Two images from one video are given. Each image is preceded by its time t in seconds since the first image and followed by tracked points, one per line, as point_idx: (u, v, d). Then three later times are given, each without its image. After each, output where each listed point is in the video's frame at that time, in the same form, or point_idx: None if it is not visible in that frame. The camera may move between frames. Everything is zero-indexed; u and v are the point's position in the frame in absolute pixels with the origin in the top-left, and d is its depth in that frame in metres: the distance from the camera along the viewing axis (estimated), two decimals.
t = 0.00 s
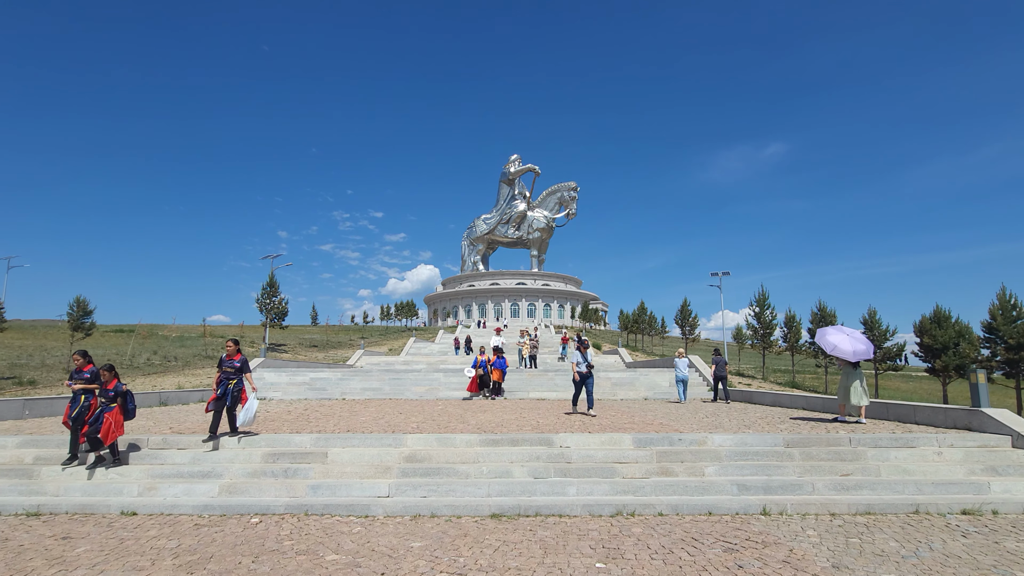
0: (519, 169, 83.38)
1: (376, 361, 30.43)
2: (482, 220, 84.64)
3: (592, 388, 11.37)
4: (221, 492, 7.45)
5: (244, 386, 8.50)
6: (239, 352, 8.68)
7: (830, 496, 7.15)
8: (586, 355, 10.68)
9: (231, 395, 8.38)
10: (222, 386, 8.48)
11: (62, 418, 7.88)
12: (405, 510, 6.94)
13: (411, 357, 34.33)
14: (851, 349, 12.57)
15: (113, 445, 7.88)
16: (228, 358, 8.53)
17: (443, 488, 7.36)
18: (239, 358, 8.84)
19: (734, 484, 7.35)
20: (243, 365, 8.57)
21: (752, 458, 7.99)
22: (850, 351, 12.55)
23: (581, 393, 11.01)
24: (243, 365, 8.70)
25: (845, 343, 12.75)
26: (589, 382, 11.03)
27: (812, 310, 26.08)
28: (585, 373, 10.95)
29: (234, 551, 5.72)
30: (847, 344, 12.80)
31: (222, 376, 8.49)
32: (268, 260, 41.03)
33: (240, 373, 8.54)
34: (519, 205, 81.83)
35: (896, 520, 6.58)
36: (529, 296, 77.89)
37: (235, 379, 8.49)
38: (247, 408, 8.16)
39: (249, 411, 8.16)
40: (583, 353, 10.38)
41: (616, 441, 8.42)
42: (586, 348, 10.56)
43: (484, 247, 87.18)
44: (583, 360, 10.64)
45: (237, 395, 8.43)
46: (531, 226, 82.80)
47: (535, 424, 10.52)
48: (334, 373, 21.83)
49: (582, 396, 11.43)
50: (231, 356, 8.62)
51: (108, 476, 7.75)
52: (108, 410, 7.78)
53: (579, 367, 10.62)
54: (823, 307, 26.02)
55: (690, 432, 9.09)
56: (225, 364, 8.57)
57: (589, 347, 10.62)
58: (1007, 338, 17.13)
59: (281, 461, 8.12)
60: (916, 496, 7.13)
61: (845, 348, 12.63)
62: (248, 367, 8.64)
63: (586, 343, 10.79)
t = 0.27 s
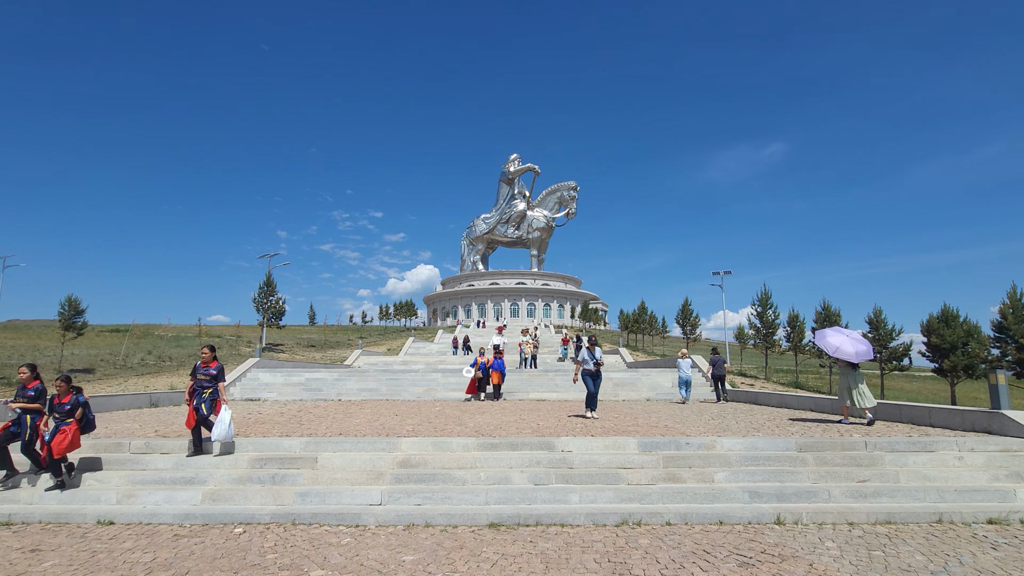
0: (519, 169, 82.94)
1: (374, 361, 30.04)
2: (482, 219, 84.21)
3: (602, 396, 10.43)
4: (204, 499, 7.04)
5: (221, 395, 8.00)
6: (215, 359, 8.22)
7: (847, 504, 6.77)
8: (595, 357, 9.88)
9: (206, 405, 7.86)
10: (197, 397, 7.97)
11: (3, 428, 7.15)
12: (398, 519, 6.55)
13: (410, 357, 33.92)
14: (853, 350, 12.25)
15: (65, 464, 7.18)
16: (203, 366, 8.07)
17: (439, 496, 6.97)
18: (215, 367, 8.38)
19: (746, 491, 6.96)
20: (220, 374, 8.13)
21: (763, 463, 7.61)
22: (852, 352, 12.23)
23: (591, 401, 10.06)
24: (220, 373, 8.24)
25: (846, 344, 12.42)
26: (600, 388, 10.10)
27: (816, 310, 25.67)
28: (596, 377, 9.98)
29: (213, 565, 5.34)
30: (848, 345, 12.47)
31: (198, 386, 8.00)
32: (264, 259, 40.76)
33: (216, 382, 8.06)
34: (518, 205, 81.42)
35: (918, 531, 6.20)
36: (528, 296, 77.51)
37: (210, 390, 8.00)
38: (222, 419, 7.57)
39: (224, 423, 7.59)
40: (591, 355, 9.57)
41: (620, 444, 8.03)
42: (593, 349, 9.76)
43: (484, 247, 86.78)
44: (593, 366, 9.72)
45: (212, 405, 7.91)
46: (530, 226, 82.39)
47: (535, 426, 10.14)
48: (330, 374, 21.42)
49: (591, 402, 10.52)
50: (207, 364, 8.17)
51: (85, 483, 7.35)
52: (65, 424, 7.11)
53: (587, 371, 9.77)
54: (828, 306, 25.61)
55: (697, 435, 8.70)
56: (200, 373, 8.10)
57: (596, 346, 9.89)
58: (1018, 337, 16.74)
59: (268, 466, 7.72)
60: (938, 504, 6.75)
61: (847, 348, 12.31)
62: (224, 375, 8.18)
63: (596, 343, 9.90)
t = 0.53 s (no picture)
0: (519, 168, 82.60)
1: (372, 360, 29.68)
2: (482, 218, 83.82)
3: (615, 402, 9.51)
4: (189, 503, 6.70)
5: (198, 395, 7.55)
6: (193, 357, 7.78)
7: (867, 508, 6.41)
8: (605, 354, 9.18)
9: (182, 407, 7.39)
10: (174, 398, 7.52)
11: None
12: (393, 524, 6.21)
13: (409, 356, 33.51)
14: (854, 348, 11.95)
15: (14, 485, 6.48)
16: (180, 365, 7.61)
17: (436, 499, 6.62)
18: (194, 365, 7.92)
19: (759, 494, 6.61)
20: (199, 373, 7.72)
21: (776, 465, 7.26)
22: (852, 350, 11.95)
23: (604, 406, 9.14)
24: (198, 372, 7.78)
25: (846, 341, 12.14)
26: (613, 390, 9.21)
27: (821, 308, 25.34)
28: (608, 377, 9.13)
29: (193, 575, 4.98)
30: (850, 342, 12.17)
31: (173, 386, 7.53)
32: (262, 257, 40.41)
33: (193, 382, 7.60)
34: (518, 204, 81.08)
35: (944, 536, 5.85)
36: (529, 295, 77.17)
37: (187, 390, 7.52)
38: (198, 422, 7.29)
39: (201, 426, 7.32)
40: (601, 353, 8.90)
41: (625, 445, 7.68)
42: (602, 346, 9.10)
43: (484, 246, 86.40)
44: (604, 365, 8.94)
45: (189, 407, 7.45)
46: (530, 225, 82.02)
47: (536, 426, 9.80)
48: (328, 373, 21.07)
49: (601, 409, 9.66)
50: (184, 363, 7.72)
51: (64, 487, 7.00)
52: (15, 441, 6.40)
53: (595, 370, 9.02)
54: (832, 304, 25.26)
55: (706, 435, 8.36)
56: (177, 373, 7.64)
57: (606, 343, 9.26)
58: None
59: (258, 468, 7.38)
60: (962, 508, 6.40)
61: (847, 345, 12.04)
62: (203, 374, 7.73)
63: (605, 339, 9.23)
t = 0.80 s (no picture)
0: (519, 168, 82.29)
1: (371, 360, 29.36)
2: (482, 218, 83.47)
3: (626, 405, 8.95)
4: (172, 512, 6.35)
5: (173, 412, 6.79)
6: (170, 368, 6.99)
7: (888, 518, 6.06)
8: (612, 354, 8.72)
9: (154, 424, 6.60)
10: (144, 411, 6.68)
11: None
12: (386, 536, 5.85)
13: (408, 356, 33.19)
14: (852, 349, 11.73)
15: None
16: (155, 377, 6.79)
17: (432, 509, 6.27)
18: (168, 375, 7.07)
19: (773, 503, 6.26)
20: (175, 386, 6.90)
21: (790, 472, 6.90)
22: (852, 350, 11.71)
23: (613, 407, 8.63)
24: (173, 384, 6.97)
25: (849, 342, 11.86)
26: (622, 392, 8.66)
27: (825, 308, 25.01)
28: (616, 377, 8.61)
29: None
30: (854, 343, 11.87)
31: (145, 399, 6.71)
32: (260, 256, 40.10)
33: (169, 396, 6.80)
34: (519, 204, 80.77)
35: (971, 549, 5.51)
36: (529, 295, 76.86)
37: (160, 405, 6.70)
38: (170, 442, 6.66)
39: (171, 446, 6.68)
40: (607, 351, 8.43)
41: (630, 450, 7.33)
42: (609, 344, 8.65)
43: (484, 246, 86.07)
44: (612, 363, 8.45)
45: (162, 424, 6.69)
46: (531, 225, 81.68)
47: (537, 429, 9.45)
48: (325, 373, 20.73)
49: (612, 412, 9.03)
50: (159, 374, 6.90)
51: (41, 495, 6.65)
52: None
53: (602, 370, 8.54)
54: (837, 304, 24.92)
55: (715, 440, 8.00)
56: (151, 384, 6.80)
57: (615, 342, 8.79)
58: None
59: (246, 475, 7.03)
60: (988, 517, 6.05)
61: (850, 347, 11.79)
62: (180, 388, 6.94)
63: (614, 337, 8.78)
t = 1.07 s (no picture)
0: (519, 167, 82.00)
1: (369, 360, 29.02)
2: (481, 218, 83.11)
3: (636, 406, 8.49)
4: (151, 516, 6.02)
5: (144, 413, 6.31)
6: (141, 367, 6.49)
7: (907, 523, 5.73)
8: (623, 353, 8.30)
9: (127, 427, 6.26)
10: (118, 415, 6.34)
11: None
12: (377, 542, 5.52)
13: (407, 355, 32.85)
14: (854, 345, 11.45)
15: None
16: (123, 379, 6.38)
17: (425, 512, 5.93)
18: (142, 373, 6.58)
19: (785, 507, 5.93)
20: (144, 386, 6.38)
21: (803, 473, 6.57)
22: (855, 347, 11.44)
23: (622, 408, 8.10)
24: (145, 384, 6.52)
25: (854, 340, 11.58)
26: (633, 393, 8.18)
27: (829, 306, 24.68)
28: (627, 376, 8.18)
29: None
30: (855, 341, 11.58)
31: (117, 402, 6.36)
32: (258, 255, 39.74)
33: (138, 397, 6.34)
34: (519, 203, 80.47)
35: (998, 556, 5.17)
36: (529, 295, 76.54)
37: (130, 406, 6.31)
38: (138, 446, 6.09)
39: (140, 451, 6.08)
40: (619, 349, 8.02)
41: (635, 451, 7.00)
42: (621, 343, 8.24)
43: (484, 245, 85.74)
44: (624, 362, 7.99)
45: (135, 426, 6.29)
46: (531, 225, 81.34)
47: (537, 429, 9.12)
48: (322, 372, 20.40)
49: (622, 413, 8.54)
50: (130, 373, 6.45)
51: (15, 498, 6.32)
52: None
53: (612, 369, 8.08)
54: (841, 302, 24.58)
55: (722, 441, 7.66)
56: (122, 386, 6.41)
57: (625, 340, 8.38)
58: None
59: (232, 476, 6.71)
60: (1014, 522, 5.72)
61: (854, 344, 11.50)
62: (150, 387, 6.44)
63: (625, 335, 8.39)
